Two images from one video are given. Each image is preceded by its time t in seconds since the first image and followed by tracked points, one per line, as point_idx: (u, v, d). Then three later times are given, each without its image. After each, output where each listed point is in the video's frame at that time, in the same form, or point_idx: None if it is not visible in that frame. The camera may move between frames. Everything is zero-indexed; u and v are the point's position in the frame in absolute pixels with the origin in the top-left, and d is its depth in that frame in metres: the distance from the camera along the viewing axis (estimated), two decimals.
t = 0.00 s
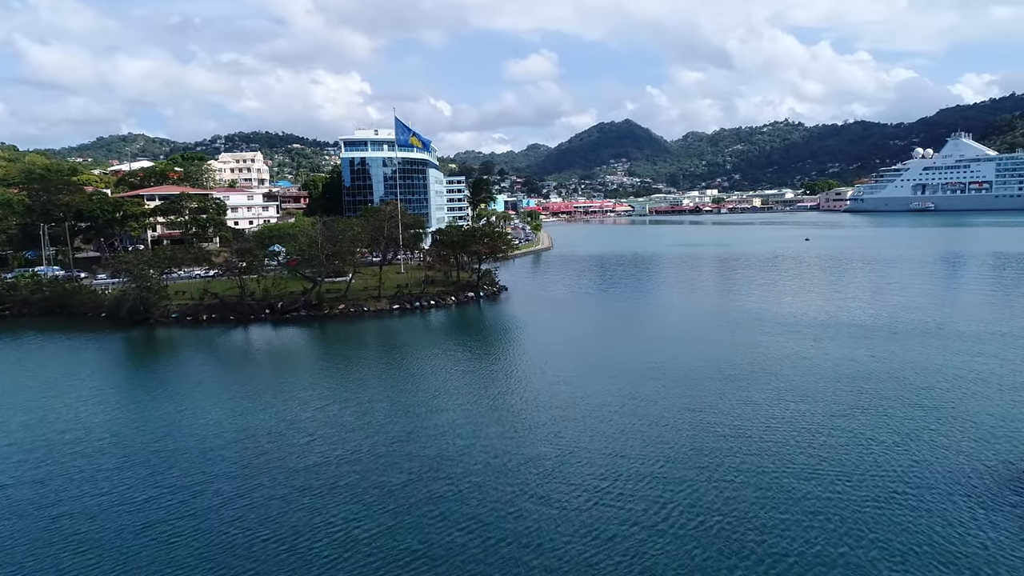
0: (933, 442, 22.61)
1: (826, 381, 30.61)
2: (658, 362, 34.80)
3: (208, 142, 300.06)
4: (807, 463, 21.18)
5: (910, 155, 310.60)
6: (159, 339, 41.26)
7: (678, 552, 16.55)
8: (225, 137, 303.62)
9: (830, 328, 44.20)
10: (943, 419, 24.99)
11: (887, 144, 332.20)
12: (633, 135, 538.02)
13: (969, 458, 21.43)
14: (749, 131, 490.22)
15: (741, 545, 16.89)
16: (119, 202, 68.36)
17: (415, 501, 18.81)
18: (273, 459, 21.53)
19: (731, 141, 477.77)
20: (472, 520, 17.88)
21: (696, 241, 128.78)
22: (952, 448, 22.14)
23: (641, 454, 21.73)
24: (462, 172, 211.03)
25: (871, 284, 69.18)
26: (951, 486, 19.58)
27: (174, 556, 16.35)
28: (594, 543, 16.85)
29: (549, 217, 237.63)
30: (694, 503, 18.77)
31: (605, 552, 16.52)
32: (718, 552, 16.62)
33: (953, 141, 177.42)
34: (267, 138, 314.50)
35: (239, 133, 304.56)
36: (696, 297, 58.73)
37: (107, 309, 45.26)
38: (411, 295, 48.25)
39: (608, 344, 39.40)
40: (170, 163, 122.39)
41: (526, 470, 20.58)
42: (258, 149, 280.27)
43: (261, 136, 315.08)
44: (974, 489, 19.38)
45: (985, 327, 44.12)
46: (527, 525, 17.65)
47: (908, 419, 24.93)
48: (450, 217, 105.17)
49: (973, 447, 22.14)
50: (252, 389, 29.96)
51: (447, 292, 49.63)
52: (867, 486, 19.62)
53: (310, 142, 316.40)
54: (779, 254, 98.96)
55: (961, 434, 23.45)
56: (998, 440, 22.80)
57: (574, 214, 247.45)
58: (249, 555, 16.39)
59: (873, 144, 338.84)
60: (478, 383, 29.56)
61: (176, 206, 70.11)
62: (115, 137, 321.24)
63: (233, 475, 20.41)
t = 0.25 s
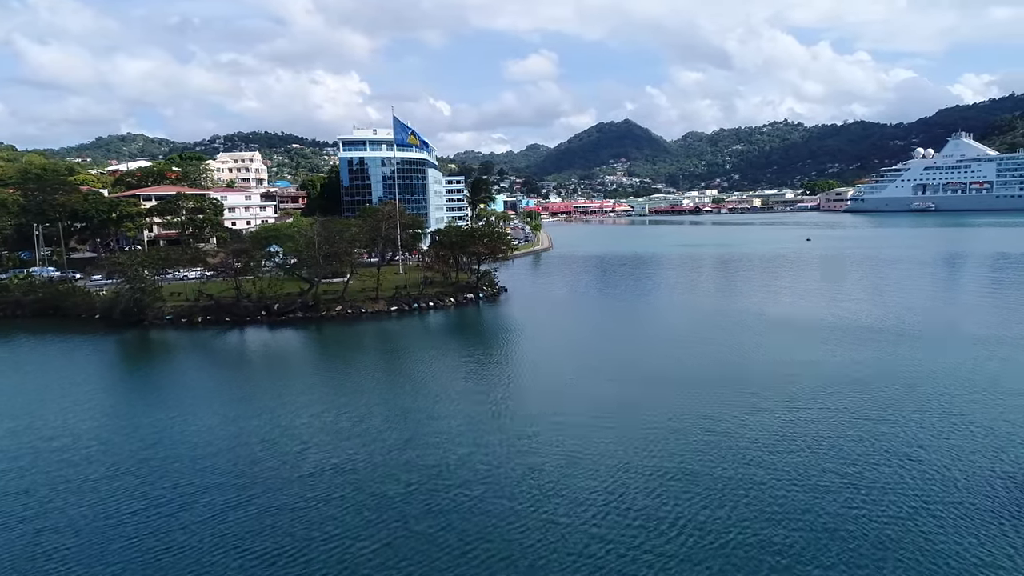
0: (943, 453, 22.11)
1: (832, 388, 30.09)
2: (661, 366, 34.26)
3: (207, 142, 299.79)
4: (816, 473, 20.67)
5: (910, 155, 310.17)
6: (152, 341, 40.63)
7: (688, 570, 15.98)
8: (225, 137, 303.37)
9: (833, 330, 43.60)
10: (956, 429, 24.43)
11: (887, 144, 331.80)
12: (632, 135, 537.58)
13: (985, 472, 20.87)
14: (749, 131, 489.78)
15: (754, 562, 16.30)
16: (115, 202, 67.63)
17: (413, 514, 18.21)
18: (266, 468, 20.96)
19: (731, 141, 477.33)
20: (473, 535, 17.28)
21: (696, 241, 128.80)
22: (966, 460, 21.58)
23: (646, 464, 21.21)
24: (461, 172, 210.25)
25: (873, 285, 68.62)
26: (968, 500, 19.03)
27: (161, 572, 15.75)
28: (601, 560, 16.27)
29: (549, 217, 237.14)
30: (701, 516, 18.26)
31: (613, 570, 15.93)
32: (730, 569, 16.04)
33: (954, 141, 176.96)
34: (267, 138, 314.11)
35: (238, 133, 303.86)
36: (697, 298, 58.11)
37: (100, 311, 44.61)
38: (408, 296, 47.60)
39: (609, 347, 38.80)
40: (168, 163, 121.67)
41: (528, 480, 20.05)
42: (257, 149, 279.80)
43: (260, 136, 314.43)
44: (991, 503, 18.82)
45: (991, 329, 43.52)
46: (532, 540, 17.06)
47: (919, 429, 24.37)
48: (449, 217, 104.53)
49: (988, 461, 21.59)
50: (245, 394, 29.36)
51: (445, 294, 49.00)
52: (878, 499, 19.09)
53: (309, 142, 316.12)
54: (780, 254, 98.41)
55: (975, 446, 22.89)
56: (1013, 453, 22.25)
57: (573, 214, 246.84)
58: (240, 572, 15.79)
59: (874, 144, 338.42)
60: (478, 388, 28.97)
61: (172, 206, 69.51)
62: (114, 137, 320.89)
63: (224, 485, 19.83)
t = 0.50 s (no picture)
0: (956, 457, 21.54)
1: (839, 389, 29.51)
2: (663, 368, 33.66)
3: (207, 142, 299.32)
4: (828, 479, 20.08)
5: (911, 155, 309.60)
6: (146, 343, 40.01)
7: None
8: (224, 137, 303.03)
9: (838, 331, 43.04)
10: (970, 432, 23.74)
11: (887, 144, 331.28)
12: (632, 135, 537.06)
13: (1002, 477, 20.22)
14: (749, 131, 489.15)
15: None
16: (111, 202, 67.19)
17: (411, 528, 17.59)
18: (258, 478, 20.33)
19: (731, 141, 476.79)
20: (474, 550, 16.66)
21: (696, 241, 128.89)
22: (983, 465, 20.93)
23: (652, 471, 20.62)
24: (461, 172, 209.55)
25: (877, 286, 67.96)
26: (986, 508, 18.40)
27: None
28: None
29: (549, 217, 236.63)
30: (711, 526, 17.67)
31: None
32: None
33: (954, 141, 176.80)
34: (266, 138, 313.65)
35: (238, 133, 303.29)
36: (699, 300, 57.47)
37: (94, 312, 43.97)
38: (407, 297, 46.94)
39: (611, 349, 38.19)
40: (166, 163, 121.07)
41: (531, 490, 19.45)
42: (257, 149, 279.30)
43: (260, 137, 313.91)
44: (1010, 511, 18.18)
45: (999, 331, 42.80)
46: (536, 555, 16.44)
47: (931, 432, 23.71)
48: (449, 217, 103.88)
49: (1004, 465, 20.94)
50: (240, 398, 28.72)
51: (444, 295, 48.36)
52: (892, 507, 18.52)
53: (309, 142, 315.78)
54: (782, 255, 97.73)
55: (990, 449, 22.22)
56: None
57: (573, 214, 246.22)
58: None
59: (874, 144, 337.86)
60: (477, 392, 28.35)
61: (168, 206, 69.00)
62: (113, 137, 320.51)
63: (214, 496, 19.22)
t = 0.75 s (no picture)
0: (972, 466, 20.95)
1: (846, 394, 28.89)
2: (667, 371, 33.07)
3: (206, 142, 299.03)
4: (841, 491, 19.47)
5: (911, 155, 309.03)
6: (141, 345, 39.33)
7: None
8: (224, 138, 302.51)
9: (843, 333, 42.43)
10: (984, 440, 23.11)
11: (887, 144, 330.75)
12: (632, 135, 536.49)
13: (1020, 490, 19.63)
14: (749, 131, 488.70)
15: None
16: (106, 202, 66.55)
17: (410, 545, 16.93)
18: (251, 489, 19.70)
19: (731, 141, 476.29)
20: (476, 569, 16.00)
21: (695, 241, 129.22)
22: (1000, 477, 20.33)
23: (660, 482, 20.02)
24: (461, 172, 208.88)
25: (881, 287, 67.32)
26: (1007, 524, 17.78)
27: None
28: None
29: (549, 217, 236.06)
30: (722, 542, 17.11)
31: None
32: None
33: (956, 141, 176.26)
34: (266, 138, 313.15)
35: (237, 133, 302.47)
36: (701, 300, 56.80)
37: (87, 314, 43.26)
38: (405, 298, 46.30)
39: (613, 351, 37.58)
40: (163, 163, 120.27)
41: (535, 503, 18.84)
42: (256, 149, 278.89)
43: (259, 137, 313.16)
44: None
45: (1007, 332, 42.08)
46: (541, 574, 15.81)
47: (945, 441, 23.09)
48: (449, 218, 103.20)
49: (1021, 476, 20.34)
50: (233, 403, 28.08)
51: (443, 296, 47.66)
52: (909, 520, 17.94)
53: (309, 142, 315.50)
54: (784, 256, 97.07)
55: (1006, 459, 21.62)
56: None
57: (573, 214, 245.59)
58: None
59: (874, 144, 337.28)
60: (478, 398, 27.71)
61: (164, 206, 68.32)
62: (113, 137, 320.16)
63: (205, 508, 18.59)
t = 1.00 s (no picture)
0: (990, 474, 20.29)
1: (856, 394, 28.14)
2: (672, 372, 32.32)
3: (205, 142, 298.56)
4: (857, 503, 18.78)
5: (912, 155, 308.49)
6: (134, 348, 38.67)
7: None
8: (223, 138, 301.89)
9: (849, 333, 41.69)
10: (1001, 445, 22.40)
11: (887, 144, 330.18)
12: (632, 135, 536.02)
13: None
14: (749, 130, 488.18)
15: None
16: (102, 202, 65.95)
17: (407, 561, 16.32)
18: (242, 501, 19.02)
19: (731, 141, 475.75)
20: None
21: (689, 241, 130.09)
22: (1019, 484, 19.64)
23: (669, 494, 19.32)
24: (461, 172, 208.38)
25: (884, 287, 66.69)
26: None
27: None
28: None
29: (548, 217, 235.49)
30: (735, 559, 16.48)
31: None
32: None
33: (956, 141, 175.72)
34: (265, 138, 312.56)
35: (236, 133, 301.76)
36: (703, 301, 56.10)
37: (80, 315, 42.60)
38: (404, 299, 45.59)
39: (615, 352, 36.90)
40: (161, 163, 119.63)
41: (539, 516, 18.18)
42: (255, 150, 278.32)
43: (258, 137, 312.54)
44: None
45: (1015, 333, 41.31)
46: None
47: (961, 445, 22.38)
48: (448, 218, 102.53)
49: None
50: (227, 408, 27.40)
51: (442, 298, 46.96)
52: (928, 535, 17.28)
53: (308, 142, 314.86)
54: (786, 256, 96.33)
55: None
56: None
57: (572, 214, 245.07)
58: None
59: (875, 144, 336.74)
60: (479, 403, 27.00)
61: (160, 206, 67.62)
62: (112, 138, 319.65)
63: (193, 522, 17.94)
